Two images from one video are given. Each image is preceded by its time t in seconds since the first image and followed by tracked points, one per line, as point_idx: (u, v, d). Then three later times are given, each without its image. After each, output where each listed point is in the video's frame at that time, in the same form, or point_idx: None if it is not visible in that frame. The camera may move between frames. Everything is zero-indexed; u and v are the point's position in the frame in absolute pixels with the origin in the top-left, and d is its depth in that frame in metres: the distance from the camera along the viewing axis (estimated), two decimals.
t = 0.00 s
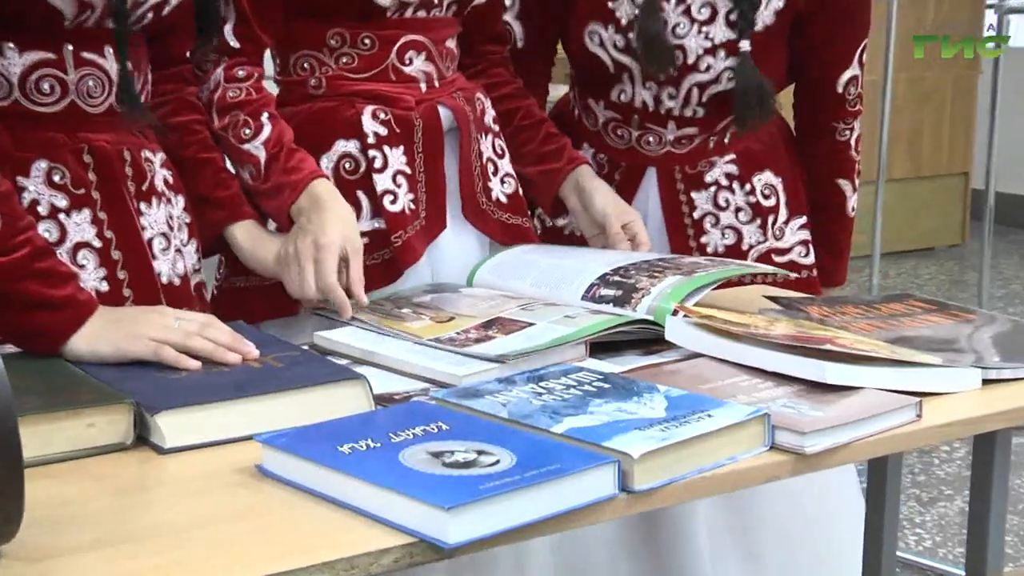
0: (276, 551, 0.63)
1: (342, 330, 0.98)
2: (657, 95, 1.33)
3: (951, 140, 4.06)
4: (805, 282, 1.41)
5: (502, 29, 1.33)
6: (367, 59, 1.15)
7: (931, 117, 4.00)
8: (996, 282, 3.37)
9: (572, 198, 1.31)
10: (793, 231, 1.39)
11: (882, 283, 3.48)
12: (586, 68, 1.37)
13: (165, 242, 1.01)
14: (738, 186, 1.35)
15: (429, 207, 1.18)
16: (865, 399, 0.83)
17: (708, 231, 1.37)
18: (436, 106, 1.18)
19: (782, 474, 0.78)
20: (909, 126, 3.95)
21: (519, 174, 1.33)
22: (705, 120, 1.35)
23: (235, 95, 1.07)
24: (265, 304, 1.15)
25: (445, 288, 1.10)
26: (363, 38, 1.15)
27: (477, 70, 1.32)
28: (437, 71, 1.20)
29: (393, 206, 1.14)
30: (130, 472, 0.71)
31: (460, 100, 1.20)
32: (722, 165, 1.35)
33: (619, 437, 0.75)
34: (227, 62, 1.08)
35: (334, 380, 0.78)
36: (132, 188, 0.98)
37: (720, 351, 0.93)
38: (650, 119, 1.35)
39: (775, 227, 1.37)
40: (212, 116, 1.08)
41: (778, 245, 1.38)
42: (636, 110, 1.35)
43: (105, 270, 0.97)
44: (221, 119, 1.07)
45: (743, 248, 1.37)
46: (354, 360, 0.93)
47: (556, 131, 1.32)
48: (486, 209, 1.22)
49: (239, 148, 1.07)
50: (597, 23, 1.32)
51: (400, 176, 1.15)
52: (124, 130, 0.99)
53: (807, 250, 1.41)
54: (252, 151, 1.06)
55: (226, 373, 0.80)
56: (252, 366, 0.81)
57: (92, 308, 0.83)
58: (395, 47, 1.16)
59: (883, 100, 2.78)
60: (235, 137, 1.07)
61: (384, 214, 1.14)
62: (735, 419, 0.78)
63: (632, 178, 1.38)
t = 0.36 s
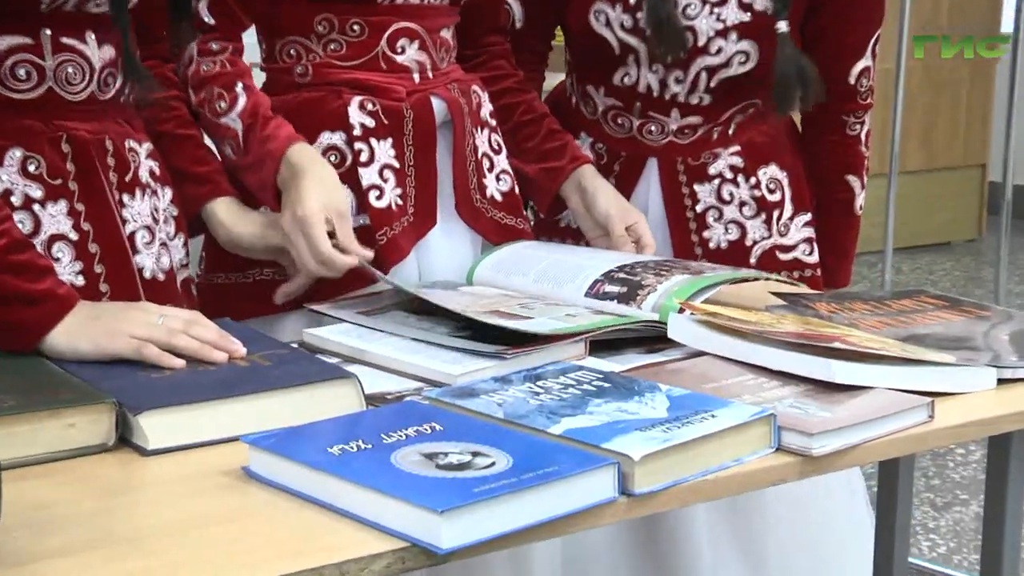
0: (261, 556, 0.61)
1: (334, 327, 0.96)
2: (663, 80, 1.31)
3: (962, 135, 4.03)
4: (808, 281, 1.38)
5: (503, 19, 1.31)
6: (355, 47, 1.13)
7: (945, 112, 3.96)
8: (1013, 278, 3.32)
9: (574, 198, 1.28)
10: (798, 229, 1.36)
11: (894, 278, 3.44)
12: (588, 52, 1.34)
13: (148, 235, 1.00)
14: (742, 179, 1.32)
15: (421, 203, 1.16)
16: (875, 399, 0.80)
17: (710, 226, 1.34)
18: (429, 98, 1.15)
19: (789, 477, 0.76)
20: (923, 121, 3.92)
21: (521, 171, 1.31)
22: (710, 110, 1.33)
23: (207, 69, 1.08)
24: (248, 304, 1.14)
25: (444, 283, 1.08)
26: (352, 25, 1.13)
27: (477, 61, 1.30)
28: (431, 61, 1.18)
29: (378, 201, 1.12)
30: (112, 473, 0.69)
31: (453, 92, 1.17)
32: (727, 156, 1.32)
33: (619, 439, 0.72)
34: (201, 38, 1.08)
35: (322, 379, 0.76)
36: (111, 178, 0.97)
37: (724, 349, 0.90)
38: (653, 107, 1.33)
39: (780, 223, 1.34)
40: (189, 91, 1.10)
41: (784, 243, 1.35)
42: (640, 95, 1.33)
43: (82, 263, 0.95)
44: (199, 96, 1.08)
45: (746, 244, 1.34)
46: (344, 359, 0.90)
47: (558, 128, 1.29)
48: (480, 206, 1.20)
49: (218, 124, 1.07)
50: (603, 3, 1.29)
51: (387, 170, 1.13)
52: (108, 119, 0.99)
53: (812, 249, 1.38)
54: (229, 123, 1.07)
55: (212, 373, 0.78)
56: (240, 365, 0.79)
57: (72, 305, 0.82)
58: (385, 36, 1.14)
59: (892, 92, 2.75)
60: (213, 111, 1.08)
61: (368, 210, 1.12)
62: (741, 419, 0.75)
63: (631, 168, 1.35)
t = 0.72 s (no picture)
0: (256, 558, 0.58)
1: (334, 322, 0.94)
2: (677, 61, 1.28)
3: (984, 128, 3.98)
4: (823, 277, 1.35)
5: (512, 6, 1.30)
6: (359, 31, 1.12)
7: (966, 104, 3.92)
8: None
9: (586, 188, 1.24)
10: (813, 222, 1.33)
11: (916, 273, 3.39)
12: (599, 35, 1.31)
13: (156, 223, 0.98)
14: (756, 168, 1.30)
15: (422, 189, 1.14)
16: (897, 397, 0.77)
17: (723, 217, 1.31)
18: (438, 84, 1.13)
19: (808, 479, 0.73)
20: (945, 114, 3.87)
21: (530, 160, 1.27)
22: (726, 95, 1.30)
23: (194, 33, 1.07)
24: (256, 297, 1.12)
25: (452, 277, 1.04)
26: (356, 8, 1.11)
27: (482, 49, 1.29)
28: (439, 46, 1.16)
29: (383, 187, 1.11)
30: (105, 472, 0.67)
31: (462, 79, 1.14)
32: (741, 146, 1.30)
33: (630, 437, 0.69)
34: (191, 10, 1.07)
35: (320, 375, 0.74)
36: (117, 163, 0.95)
37: (737, 344, 0.88)
38: (665, 91, 1.30)
39: (795, 216, 1.32)
40: (179, 59, 1.08)
41: (799, 236, 1.32)
42: (653, 78, 1.30)
43: (88, 251, 0.94)
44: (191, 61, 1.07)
45: (759, 236, 1.31)
46: (344, 354, 0.88)
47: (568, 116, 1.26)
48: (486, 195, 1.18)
49: (207, 83, 1.06)
50: None
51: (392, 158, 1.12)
52: (113, 101, 0.97)
53: (829, 241, 1.35)
54: (217, 80, 1.05)
55: (209, 368, 0.76)
56: (237, 360, 0.78)
57: None
58: (390, 20, 1.12)
59: (912, 83, 2.72)
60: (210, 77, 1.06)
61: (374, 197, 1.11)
62: (757, 418, 0.72)
63: (641, 156, 1.32)
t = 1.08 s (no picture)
0: (246, 562, 0.56)
1: (331, 319, 0.91)
2: (690, 49, 1.25)
3: (1002, 126, 3.93)
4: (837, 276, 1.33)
5: None
6: (360, 17, 1.09)
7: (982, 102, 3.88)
8: None
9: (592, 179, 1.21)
10: (829, 220, 1.31)
11: (933, 271, 3.35)
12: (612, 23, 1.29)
13: (157, 213, 0.96)
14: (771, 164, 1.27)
15: (434, 179, 1.14)
16: (915, 399, 0.74)
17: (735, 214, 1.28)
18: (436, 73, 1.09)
19: (821, 484, 0.70)
20: (963, 111, 3.82)
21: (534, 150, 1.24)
22: (742, 86, 1.27)
23: (298, 44, 1.01)
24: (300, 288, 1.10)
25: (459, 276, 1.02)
26: None
27: (486, 33, 1.26)
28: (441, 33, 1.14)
29: (392, 183, 1.11)
30: (94, 473, 0.65)
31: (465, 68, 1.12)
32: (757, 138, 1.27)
33: (639, 440, 0.67)
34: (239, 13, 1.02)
35: (319, 374, 0.72)
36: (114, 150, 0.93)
37: (749, 345, 0.85)
38: (677, 80, 1.27)
39: (810, 213, 1.30)
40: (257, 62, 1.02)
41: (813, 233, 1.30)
42: (665, 66, 1.27)
43: (82, 238, 0.91)
44: (304, 72, 1.01)
45: (772, 232, 1.29)
46: (343, 351, 0.86)
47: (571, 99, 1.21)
48: (493, 187, 1.18)
49: (346, 84, 1.01)
50: None
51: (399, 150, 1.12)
52: (113, 84, 0.95)
53: (844, 241, 1.32)
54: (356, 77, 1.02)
55: (204, 367, 0.74)
56: (233, 358, 0.76)
57: None
58: (393, 7, 1.10)
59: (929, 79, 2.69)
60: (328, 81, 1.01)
61: (382, 193, 1.11)
62: (770, 420, 0.69)
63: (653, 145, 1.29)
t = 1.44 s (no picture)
0: (231, 567, 0.54)
1: (321, 317, 0.89)
2: (696, 36, 1.23)
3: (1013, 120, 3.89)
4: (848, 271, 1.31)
5: None
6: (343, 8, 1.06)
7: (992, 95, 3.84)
8: None
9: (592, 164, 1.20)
10: (838, 211, 1.31)
11: (945, 267, 3.32)
12: (613, 11, 1.27)
13: (133, 211, 0.96)
14: (778, 154, 1.27)
15: (422, 170, 1.13)
16: (921, 399, 0.72)
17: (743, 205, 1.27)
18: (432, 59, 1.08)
19: (826, 485, 0.68)
20: (974, 104, 3.78)
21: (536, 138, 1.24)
22: (748, 75, 1.25)
23: (371, 36, 1.01)
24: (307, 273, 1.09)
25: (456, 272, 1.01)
26: None
27: (473, 20, 1.24)
28: (428, 24, 1.12)
29: (377, 177, 1.09)
30: (78, 476, 0.64)
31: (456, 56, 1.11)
32: (764, 129, 1.26)
33: (639, 441, 0.65)
34: None
35: (309, 374, 0.71)
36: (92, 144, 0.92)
37: (751, 343, 0.83)
38: (681, 68, 1.25)
39: (820, 206, 1.29)
40: (332, 58, 1.01)
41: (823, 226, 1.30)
42: (669, 54, 1.25)
43: (60, 234, 0.91)
44: (379, 65, 1.01)
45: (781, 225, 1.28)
46: (333, 351, 0.84)
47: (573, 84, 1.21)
48: (481, 178, 1.16)
49: (416, 81, 1.02)
50: None
51: (383, 142, 1.10)
52: (96, 75, 0.94)
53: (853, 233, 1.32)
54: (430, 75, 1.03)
55: (190, 367, 0.72)
56: (220, 357, 0.74)
57: None
58: None
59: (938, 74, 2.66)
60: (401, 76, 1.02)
61: (367, 187, 1.09)
62: (773, 420, 0.67)
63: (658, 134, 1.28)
